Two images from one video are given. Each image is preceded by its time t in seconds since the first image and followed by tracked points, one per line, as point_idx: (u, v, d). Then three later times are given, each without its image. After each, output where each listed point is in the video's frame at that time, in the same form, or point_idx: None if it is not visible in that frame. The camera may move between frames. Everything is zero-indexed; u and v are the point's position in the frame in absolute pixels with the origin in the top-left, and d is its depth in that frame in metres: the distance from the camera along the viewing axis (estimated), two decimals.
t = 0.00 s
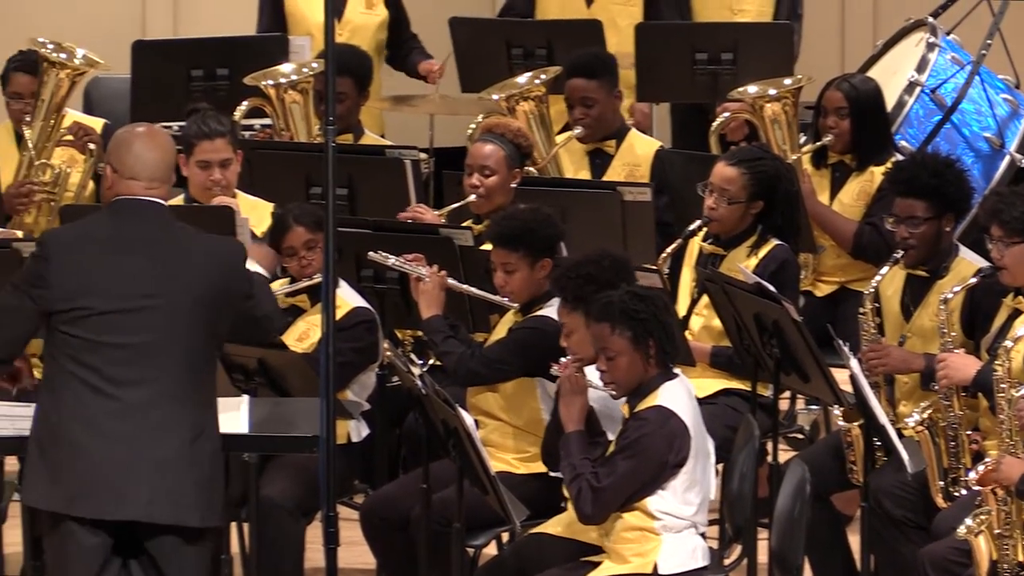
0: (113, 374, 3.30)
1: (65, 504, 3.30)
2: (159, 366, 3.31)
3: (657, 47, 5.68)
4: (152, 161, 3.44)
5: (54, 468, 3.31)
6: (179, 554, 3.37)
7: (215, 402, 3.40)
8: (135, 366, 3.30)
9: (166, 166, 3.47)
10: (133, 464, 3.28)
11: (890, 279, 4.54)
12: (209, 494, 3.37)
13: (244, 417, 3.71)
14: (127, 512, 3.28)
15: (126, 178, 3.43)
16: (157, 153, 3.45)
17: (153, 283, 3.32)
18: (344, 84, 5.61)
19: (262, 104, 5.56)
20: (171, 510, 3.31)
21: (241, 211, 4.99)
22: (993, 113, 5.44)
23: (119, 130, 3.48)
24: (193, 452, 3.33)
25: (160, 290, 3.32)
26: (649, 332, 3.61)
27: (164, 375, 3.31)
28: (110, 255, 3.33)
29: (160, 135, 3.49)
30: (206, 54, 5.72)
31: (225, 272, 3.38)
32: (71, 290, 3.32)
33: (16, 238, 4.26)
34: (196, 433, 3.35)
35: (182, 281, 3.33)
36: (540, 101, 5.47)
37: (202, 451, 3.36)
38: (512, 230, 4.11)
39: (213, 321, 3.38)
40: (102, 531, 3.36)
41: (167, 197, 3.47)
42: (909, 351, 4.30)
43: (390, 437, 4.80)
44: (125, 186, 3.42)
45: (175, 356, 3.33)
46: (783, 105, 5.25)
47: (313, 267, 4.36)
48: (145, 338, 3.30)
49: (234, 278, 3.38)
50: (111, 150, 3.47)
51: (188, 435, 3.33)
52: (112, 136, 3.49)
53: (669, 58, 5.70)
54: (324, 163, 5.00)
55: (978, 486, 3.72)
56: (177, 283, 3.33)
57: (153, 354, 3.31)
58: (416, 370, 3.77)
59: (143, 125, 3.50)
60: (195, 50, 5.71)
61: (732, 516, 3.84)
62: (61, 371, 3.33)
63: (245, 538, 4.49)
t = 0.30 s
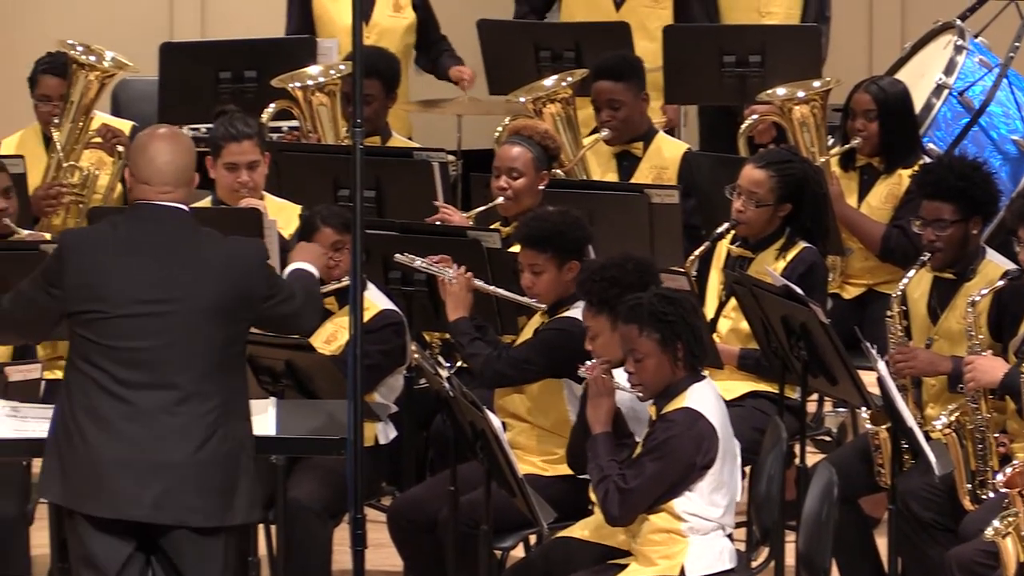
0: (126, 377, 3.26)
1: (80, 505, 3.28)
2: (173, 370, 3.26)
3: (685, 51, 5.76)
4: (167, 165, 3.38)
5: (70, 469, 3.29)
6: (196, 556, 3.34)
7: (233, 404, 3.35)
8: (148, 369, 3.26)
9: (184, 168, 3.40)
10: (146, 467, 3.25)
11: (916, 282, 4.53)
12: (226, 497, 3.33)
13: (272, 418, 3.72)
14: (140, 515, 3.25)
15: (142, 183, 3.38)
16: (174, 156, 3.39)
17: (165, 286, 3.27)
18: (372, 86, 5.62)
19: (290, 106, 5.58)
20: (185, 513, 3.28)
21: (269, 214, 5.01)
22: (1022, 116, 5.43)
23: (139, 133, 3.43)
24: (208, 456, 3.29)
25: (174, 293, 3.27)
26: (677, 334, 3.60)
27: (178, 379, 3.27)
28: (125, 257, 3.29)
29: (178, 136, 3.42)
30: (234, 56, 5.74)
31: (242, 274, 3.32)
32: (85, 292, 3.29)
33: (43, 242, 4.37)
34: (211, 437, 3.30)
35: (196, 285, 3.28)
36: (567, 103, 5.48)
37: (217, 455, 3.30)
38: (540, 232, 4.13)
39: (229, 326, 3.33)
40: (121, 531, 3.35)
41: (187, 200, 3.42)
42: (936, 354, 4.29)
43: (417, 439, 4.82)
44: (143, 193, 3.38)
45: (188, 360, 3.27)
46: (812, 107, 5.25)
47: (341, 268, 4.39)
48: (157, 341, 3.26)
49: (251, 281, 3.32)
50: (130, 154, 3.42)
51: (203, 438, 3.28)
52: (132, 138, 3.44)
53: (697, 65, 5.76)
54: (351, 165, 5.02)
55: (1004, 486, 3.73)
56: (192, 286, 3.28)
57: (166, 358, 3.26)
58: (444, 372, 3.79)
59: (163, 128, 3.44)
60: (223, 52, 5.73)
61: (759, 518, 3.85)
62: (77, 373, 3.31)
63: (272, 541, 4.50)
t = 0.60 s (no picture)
0: (148, 375, 3.26)
1: (101, 502, 3.30)
2: (194, 368, 3.26)
3: (714, 53, 5.77)
4: (193, 163, 3.38)
5: (93, 466, 3.31)
6: (218, 554, 3.34)
7: (257, 403, 3.34)
8: (170, 368, 3.26)
9: (209, 169, 3.40)
10: (168, 466, 3.26)
11: (944, 284, 4.50)
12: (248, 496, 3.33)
13: (300, 418, 3.73)
14: (159, 512, 3.26)
15: (167, 183, 3.38)
16: (199, 155, 3.39)
17: (185, 285, 3.27)
18: (399, 87, 5.64)
19: (318, 108, 5.60)
20: (206, 512, 3.28)
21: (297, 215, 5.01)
22: None
23: (166, 134, 3.44)
24: (228, 454, 3.28)
25: (195, 292, 3.27)
26: (704, 337, 3.59)
27: (199, 378, 3.27)
28: (148, 256, 3.29)
29: (206, 137, 3.43)
30: (261, 58, 5.75)
31: (263, 273, 3.31)
32: (106, 289, 3.30)
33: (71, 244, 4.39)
34: (232, 435, 3.29)
35: (217, 284, 3.28)
36: (595, 105, 5.49)
37: (237, 454, 3.30)
38: (568, 233, 4.16)
39: (251, 325, 3.32)
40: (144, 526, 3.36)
41: (211, 200, 3.42)
42: (963, 356, 4.26)
43: (445, 440, 4.84)
44: (166, 189, 3.38)
45: (208, 359, 3.27)
46: (840, 109, 5.24)
47: (368, 269, 4.37)
48: (177, 340, 3.26)
49: (273, 280, 3.31)
50: (157, 152, 3.42)
51: (223, 437, 3.28)
52: (159, 139, 3.44)
53: (722, 71, 5.79)
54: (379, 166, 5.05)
55: None
56: (213, 285, 3.27)
57: (186, 357, 3.26)
58: (471, 374, 3.78)
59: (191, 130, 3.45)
60: (251, 54, 5.74)
61: (787, 521, 3.85)
62: (101, 370, 3.32)
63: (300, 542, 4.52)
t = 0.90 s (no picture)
0: (171, 380, 3.25)
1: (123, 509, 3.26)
2: (217, 372, 3.25)
3: (742, 55, 5.78)
4: (218, 177, 3.40)
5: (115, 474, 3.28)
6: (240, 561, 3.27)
7: (281, 411, 3.30)
8: (192, 372, 3.24)
9: (234, 185, 3.42)
10: (190, 470, 3.21)
11: (972, 285, 4.48)
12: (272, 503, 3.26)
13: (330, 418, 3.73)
14: (180, 515, 3.21)
15: (191, 195, 3.39)
16: (224, 171, 3.41)
17: (208, 288, 3.26)
18: (428, 89, 5.65)
19: (347, 109, 5.62)
20: (228, 518, 3.21)
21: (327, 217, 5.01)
22: None
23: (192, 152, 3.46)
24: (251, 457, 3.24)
25: (218, 296, 3.26)
26: (732, 338, 3.58)
27: (222, 381, 3.25)
28: (171, 262, 3.29)
29: (232, 157, 3.46)
30: (289, 59, 5.76)
31: (287, 279, 3.28)
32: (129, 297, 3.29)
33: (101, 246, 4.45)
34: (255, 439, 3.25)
35: (240, 288, 3.26)
36: (625, 106, 5.51)
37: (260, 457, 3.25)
38: (598, 235, 4.15)
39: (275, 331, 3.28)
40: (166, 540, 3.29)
41: (236, 215, 3.42)
42: (992, 358, 4.24)
43: (474, 443, 4.87)
44: (190, 201, 3.39)
45: (231, 362, 3.25)
46: (870, 112, 5.23)
47: (399, 272, 4.39)
48: (200, 342, 3.25)
49: (297, 287, 3.28)
50: (183, 172, 3.45)
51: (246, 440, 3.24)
52: (185, 157, 3.46)
53: (752, 72, 5.80)
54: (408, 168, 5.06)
55: None
56: (236, 289, 3.26)
57: (209, 359, 3.25)
58: (501, 376, 3.80)
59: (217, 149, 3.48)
60: (280, 56, 5.75)
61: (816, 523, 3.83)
62: (123, 380, 3.30)
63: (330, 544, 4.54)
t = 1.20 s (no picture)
0: (199, 373, 3.21)
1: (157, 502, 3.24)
2: (246, 363, 3.21)
3: (780, 56, 5.74)
4: (232, 159, 3.31)
5: (147, 466, 3.25)
6: (276, 549, 3.27)
7: (310, 393, 3.30)
8: (222, 363, 3.21)
9: (250, 167, 3.33)
10: (226, 462, 3.20)
11: (1011, 286, 4.40)
12: (309, 485, 3.28)
13: (365, 417, 3.72)
14: (217, 506, 3.20)
15: (208, 182, 3.31)
16: (239, 152, 3.32)
17: (236, 279, 3.22)
18: (464, 90, 5.63)
19: (382, 111, 5.62)
20: (269, 503, 3.23)
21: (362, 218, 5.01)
22: None
23: (206, 133, 3.36)
24: (284, 445, 3.23)
25: (243, 287, 3.22)
26: (767, 341, 3.55)
27: (251, 372, 3.22)
28: (193, 254, 3.23)
29: (249, 136, 3.36)
30: (325, 60, 5.76)
31: (309, 264, 3.25)
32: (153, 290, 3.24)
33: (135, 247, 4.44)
34: (288, 427, 3.24)
35: (265, 277, 3.23)
36: (661, 107, 5.50)
37: (293, 445, 3.25)
38: (633, 236, 4.14)
39: (302, 316, 3.27)
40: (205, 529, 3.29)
41: (252, 198, 3.35)
42: None
43: (509, 445, 4.86)
44: (207, 189, 3.31)
45: (261, 352, 3.22)
46: (906, 113, 5.20)
47: (434, 274, 4.38)
48: (230, 334, 3.21)
49: (320, 272, 3.27)
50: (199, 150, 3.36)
51: (278, 429, 3.23)
52: (199, 138, 3.37)
53: (790, 72, 5.76)
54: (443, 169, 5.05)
55: None
56: (260, 279, 3.23)
57: (239, 350, 3.21)
58: (536, 378, 3.78)
59: (231, 129, 3.38)
60: (315, 57, 5.74)
61: (853, 526, 3.79)
62: (151, 370, 3.27)
63: (364, 545, 4.54)
